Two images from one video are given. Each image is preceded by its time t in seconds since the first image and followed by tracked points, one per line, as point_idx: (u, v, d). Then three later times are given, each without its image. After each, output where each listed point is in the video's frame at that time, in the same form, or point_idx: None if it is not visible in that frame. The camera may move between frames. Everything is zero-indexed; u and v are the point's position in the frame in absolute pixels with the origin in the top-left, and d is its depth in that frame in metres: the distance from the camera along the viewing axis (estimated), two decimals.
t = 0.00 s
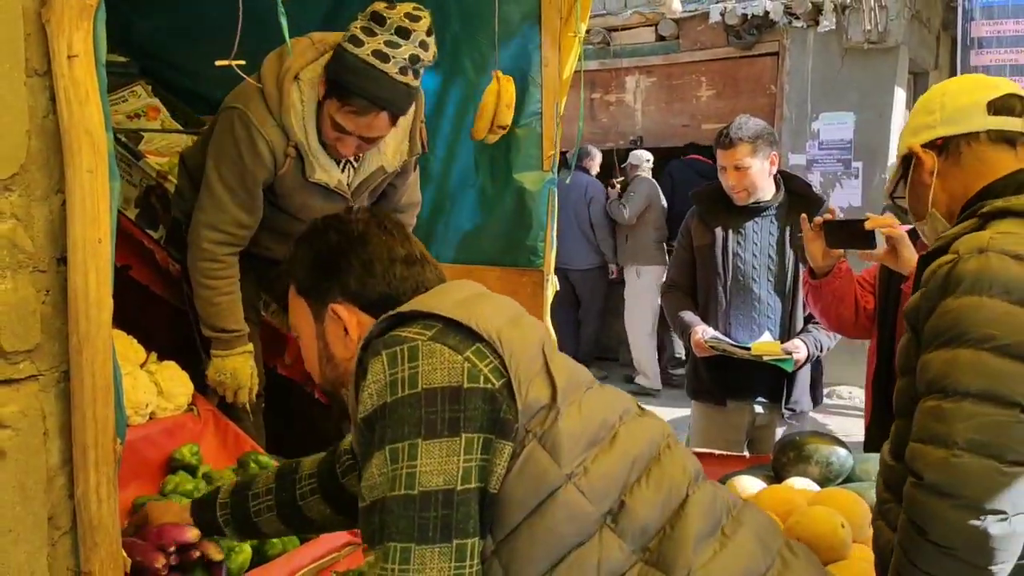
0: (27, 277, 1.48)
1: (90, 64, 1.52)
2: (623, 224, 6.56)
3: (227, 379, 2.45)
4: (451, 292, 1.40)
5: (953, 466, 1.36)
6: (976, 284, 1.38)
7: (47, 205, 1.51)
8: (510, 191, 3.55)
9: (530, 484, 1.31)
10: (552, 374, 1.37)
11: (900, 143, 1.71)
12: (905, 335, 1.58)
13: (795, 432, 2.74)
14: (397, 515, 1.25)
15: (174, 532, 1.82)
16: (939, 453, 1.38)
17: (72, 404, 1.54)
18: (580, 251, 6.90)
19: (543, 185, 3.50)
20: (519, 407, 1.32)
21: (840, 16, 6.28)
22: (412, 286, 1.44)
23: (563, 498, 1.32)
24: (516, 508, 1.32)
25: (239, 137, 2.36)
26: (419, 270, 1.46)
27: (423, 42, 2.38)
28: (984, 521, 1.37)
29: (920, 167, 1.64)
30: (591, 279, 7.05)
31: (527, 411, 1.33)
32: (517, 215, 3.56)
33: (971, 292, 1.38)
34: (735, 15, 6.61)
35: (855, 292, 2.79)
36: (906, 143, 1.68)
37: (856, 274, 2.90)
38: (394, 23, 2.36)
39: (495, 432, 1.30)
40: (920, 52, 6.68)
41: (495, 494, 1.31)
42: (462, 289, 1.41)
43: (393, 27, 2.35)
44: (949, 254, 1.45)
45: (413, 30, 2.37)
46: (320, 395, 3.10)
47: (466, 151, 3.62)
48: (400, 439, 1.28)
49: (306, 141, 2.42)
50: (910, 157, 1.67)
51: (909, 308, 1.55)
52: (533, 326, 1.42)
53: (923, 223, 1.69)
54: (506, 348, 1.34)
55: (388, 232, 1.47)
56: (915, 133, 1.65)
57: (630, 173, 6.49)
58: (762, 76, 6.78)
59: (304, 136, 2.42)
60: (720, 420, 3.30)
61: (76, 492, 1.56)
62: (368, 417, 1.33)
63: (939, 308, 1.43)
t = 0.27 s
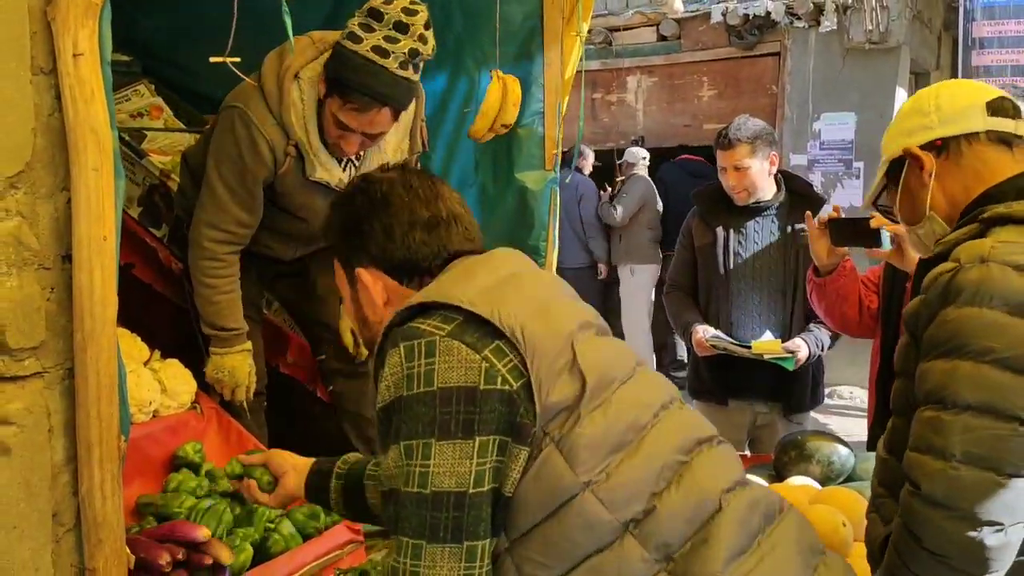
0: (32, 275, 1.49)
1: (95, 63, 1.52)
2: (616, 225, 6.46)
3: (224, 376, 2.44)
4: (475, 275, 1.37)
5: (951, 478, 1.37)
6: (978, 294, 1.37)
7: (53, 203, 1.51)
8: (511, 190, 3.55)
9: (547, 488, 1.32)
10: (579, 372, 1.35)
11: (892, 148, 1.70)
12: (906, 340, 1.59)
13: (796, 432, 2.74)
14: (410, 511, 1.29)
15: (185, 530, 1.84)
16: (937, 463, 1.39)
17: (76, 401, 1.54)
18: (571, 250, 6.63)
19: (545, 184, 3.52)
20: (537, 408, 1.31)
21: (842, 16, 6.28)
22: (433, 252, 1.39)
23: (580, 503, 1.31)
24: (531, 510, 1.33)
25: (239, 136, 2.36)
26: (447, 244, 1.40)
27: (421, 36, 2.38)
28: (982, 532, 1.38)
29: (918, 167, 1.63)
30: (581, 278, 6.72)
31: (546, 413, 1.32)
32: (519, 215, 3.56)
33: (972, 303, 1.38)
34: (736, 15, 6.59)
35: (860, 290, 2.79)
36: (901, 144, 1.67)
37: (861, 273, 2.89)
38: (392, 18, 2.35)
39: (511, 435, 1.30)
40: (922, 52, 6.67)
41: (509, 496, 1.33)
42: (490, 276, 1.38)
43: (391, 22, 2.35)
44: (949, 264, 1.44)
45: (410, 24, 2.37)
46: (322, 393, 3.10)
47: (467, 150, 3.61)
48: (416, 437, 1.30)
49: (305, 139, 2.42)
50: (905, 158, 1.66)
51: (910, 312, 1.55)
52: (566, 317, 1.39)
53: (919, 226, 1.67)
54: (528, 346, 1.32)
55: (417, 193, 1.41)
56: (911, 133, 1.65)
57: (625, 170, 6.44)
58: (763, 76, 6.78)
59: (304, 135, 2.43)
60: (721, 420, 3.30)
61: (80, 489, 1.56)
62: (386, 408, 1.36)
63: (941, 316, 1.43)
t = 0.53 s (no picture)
0: (33, 274, 1.49)
1: (96, 64, 1.52)
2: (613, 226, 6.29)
3: (224, 377, 2.49)
4: (492, 277, 1.32)
5: (972, 478, 1.36)
6: (994, 296, 1.36)
7: (53, 203, 1.51)
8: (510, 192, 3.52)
9: (547, 500, 1.28)
10: (591, 385, 1.28)
11: (891, 152, 1.68)
12: (913, 341, 1.57)
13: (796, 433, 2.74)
14: (412, 511, 1.31)
15: (187, 533, 1.83)
16: (957, 464, 1.37)
17: (76, 401, 1.54)
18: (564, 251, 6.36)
19: (546, 184, 3.48)
20: (537, 421, 1.27)
21: (843, 16, 6.27)
22: (439, 226, 1.38)
23: (579, 518, 1.28)
24: (530, 519, 1.30)
25: (237, 135, 2.36)
26: (456, 220, 1.38)
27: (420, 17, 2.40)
28: (1000, 530, 1.37)
29: (926, 172, 1.62)
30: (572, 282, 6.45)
31: (547, 425, 1.27)
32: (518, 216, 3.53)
33: (989, 306, 1.36)
34: (738, 15, 6.59)
35: (862, 291, 2.79)
36: (907, 149, 1.65)
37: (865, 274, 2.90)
38: (388, 6, 2.36)
39: (509, 447, 1.27)
40: (923, 53, 6.67)
41: (507, 503, 1.31)
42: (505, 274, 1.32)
43: (388, 11, 2.36)
44: (964, 267, 1.42)
45: (408, 9, 2.38)
46: (322, 393, 3.09)
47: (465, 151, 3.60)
48: (417, 440, 1.30)
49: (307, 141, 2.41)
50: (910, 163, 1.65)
51: (921, 316, 1.53)
52: (586, 320, 1.31)
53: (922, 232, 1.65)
54: (532, 356, 1.26)
55: (434, 161, 1.39)
56: (920, 138, 1.64)
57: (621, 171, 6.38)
58: (764, 76, 6.78)
59: (305, 133, 2.41)
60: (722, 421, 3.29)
61: (80, 489, 1.56)
62: (391, 405, 1.36)
63: (955, 320, 1.41)
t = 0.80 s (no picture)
0: (36, 271, 1.49)
1: (99, 61, 1.52)
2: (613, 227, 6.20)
3: (237, 377, 2.50)
4: (504, 275, 1.29)
5: None
6: None
7: (57, 199, 1.51)
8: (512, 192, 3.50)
9: (546, 506, 1.27)
10: (592, 394, 1.25)
11: (899, 161, 1.78)
12: (942, 338, 1.67)
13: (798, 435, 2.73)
14: (416, 509, 1.31)
15: (191, 531, 1.83)
16: (1014, 453, 1.43)
17: (79, 398, 1.54)
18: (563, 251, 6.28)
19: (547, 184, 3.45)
20: (536, 428, 1.24)
21: (847, 15, 6.26)
22: (469, 202, 1.37)
23: (577, 525, 1.26)
24: (532, 522, 1.29)
25: (252, 133, 2.36)
26: (485, 195, 1.36)
27: None
28: None
29: (938, 180, 1.73)
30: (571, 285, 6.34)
31: (547, 432, 1.24)
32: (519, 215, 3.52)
33: None
34: (741, 14, 6.55)
35: (868, 290, 2.78)
36: (918, 157, 1.75)
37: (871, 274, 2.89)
38: None
39: (508, 452, 1.26)
40: (927, 52, 6.65)
41: (509, 505, 1.30)
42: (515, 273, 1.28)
43: None
44: (1008, 265, 1.52)
45: None
46: (323, 391, 3.08)
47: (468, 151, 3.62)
48: (421, 439, 1.29)
49: (322, 136, 2.41)
50: (919, 171, 1.75)
51: (956, 314, 1.62)
52: (595, 323, 1.27)
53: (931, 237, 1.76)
54: (532, 362, 1.23)
55: (469, 134, 1.36)
56: (930, 148, 1.75)
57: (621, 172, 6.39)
58: (768, 75, 6.77)
59: (321, 127, 2.40)
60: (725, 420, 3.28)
61: (83, 486, 1.56)
62: (400, 400, 1.35)
63: (1000, 315, 1.49)
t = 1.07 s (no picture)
0: (44, 267, 1.49)
1: (107, 58, 1.52)
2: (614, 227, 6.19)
3: (247, 371, 2.51)
4: (516, 272, 1.28)
5: None
6: None
7: (64, 196, 1.51)
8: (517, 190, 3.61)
9: (556, 507, 1.26)
10: (603, 396, 1.23)
11: (907, 159, 1.92)
12: (956, 328, 1.80)
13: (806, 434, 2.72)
14: (427, 508, 1.31)
15: (196, 527, 1.82)
16: None
17: (86, 394, 1.54)
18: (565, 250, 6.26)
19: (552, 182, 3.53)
20: (546, 432, 1.23)
21: (851, 14, 6.25)
22: (484, 192, 1.37)
23: (587, 528, 1.25)
24: (542, 523, 1.29)
25: (268, 126, 2.36)
26: (500, 185, 1.36)
27: None
28: None
29: (941, 182, 1.87)
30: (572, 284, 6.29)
31: (556, 434, 1.24)
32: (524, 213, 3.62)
33: None
34: (745, 13, 6.51)
35: (876, 290, 2.78)
36: (924, 160, 1.90)
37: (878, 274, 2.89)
38: None
39: (518, 454, 1.25)
40: (931, 52, 6.64)
41: (519, 506, 1.30)
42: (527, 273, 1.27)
43: None
44: None
45: None
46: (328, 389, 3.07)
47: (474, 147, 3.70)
48: (432, 439, 1.29)
49: (340, 129, 2.41)
50: (923, 174, 1.90)
51: (974, 303, 1.77)
52: (608, 325, 1.25)
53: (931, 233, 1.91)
54: (542, 365, 1.22)
55: (484, 124, 1.36)
56: (936, 152, 1.88)
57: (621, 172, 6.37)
58: (772, 74, 6.75)
59: (338, 120, 2.41)
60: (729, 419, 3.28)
61: (90, 483, 1.56)
62: (411, 398, 1.35)
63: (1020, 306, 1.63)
